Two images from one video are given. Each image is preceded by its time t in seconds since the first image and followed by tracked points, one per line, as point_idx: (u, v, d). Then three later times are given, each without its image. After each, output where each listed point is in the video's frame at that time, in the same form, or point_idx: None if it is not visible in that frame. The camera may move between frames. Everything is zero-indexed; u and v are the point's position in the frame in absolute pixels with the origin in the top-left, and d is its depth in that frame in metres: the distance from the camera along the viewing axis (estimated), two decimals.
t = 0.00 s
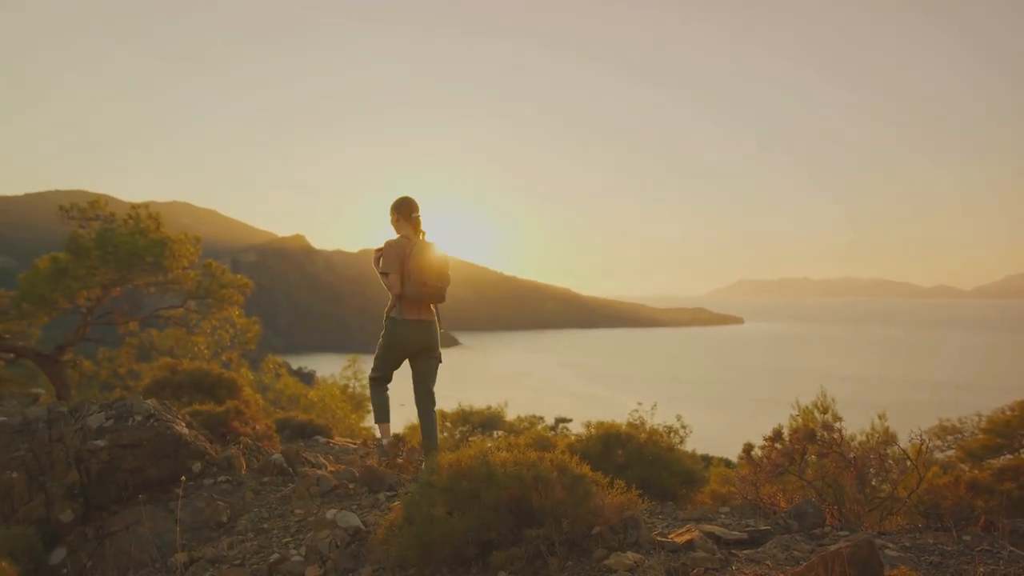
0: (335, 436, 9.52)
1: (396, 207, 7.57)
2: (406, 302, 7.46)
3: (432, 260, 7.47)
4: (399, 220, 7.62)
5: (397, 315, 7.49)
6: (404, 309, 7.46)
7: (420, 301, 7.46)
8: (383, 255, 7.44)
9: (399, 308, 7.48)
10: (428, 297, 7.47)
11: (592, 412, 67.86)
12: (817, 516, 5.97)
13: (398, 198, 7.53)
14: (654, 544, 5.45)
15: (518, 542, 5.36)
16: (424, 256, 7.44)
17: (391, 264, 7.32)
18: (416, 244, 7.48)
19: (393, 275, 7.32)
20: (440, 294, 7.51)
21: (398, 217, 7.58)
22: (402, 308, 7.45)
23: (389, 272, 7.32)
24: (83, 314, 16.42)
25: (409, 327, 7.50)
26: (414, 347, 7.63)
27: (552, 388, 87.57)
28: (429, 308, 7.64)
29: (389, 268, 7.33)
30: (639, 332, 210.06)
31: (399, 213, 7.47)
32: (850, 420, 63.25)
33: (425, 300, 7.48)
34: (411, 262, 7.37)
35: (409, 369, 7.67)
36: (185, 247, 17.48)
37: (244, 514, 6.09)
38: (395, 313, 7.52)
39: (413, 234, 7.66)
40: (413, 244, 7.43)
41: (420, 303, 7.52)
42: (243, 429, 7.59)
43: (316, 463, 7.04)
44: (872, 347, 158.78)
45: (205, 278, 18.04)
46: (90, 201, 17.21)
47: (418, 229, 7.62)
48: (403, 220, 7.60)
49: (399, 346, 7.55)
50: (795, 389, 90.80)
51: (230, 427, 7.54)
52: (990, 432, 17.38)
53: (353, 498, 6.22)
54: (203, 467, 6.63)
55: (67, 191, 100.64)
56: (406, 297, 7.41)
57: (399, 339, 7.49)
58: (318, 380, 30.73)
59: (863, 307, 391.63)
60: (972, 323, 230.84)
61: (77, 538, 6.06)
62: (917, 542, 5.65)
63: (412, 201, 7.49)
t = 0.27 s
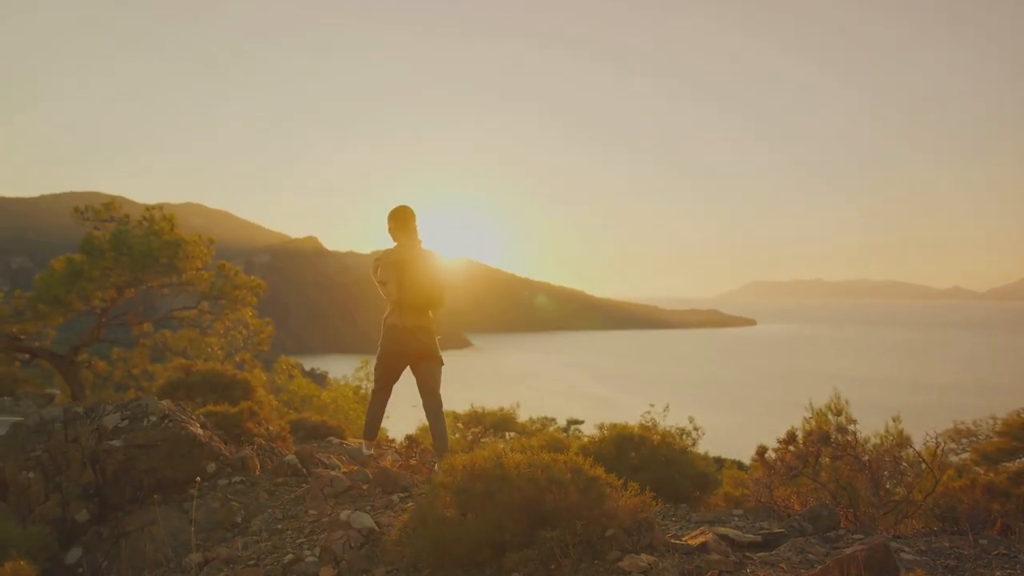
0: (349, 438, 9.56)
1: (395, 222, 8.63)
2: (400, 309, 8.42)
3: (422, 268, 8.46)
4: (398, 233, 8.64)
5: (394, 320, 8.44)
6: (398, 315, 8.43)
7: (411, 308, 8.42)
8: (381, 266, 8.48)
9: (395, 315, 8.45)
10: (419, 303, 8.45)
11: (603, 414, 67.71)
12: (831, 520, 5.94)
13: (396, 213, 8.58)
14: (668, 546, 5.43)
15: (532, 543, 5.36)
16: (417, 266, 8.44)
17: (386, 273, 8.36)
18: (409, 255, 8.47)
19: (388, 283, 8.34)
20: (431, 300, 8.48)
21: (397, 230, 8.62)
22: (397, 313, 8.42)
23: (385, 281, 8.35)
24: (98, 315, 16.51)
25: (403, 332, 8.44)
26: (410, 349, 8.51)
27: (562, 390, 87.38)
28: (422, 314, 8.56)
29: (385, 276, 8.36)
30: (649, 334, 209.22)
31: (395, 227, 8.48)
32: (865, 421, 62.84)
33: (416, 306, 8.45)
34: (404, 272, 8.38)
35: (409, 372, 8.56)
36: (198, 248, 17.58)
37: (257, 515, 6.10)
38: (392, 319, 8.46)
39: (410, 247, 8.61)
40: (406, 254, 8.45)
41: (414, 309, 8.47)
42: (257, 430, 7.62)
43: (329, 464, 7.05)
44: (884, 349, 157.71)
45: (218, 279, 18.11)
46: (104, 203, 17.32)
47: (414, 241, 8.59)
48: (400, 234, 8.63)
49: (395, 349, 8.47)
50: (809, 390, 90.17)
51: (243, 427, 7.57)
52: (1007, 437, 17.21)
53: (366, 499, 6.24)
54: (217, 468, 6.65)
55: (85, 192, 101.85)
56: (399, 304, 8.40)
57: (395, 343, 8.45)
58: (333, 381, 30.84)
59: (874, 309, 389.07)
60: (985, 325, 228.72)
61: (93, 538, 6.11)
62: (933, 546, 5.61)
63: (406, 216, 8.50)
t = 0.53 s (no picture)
0: (362, 438, 9.59)
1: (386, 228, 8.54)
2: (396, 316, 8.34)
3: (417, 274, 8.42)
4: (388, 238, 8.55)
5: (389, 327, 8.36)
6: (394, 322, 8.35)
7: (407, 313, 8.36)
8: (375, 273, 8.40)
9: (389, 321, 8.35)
10: (415, 308, 8.38)
11: (615, 415, 67.86)
12: (846, 522, 5.92)
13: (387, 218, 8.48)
14: (682, 547, 5.41)
15: (546, 543, 5.35)
16: (411, 272, 8.38)
17: (380, 279, 8.28)
18: (403, 260, 8.42)
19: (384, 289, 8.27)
20: (426, 305, 8.44)
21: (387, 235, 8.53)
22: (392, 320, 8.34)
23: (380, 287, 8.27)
24: (113, 315, 16.61)
25: (398, 339, 8.37)
26: (406, 353, 8.47)
27: (572, 390, 87.45)
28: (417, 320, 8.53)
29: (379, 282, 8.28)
30: (659, 335, 208.99)
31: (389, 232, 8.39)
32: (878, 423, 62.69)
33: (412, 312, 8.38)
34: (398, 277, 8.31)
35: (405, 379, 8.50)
36: (212, 248, 17.67)
37: (271, 515, 6.14)
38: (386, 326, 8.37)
39: (401, 252, 8.56)
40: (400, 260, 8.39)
41: (408, 315, 8.41)
42: (270, 430, 7.66)
43: (343, 465, 7.08)
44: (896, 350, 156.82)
45: (232, 279, 18.16)
46: (119, 204, 17.43)
47: (405, 247, 8.52)
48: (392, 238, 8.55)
49: (391, 356, 8.42)
50: (821, 391, 89.90)
51: (257, 427, 7.62)
52: None
53: (379, 500, 6.26)
54: (232, 468, 6.69)
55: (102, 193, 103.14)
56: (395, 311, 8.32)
57: (390, 351, 8.38)
58: (346, 381, 30.99)
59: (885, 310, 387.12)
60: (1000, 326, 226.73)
61: (109, 536, 6.15)
62: (948, 548, 5.59)
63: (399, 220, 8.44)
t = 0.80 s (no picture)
0: (371, 438, 9.60)
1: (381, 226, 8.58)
2: (392, 314, 8.47)
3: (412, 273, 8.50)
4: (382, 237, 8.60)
5: (384, 325, 8.48)
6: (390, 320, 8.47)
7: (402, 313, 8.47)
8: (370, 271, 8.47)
9: (385, 320, 8.48)
10: (409, 306, 8.49)
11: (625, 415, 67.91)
12: (858, 523, 5.90)
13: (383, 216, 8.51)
14: (695, 548, 5.40)
15: (557, 544, 5.33)
16: (406, 270, 8.45)
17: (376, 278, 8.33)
18: (399, 258, 8.47)
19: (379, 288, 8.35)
20: (421, 304, 8.54)
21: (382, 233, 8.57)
22: (387, 318, 8.46)
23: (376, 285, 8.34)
24: (124, 315, 16.67)
25: (393, 336, 8.49)
26: (399, 350, 8.59)
27: (581, 391, 87.34)
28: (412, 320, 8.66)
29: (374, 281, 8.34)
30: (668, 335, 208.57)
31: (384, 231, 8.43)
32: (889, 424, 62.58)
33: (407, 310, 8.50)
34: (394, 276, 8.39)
35: (398, 376, 8.64)
36: (222, 249, 17.72)
37: (283, 515, 6.15)
38: (381, 323, 8.50)
39: (396, 250, 8.60)
40: (395, 259, 8.45)
41: (404, 313, 8.52)
42: (282, 431, 7.68)
43: (354, 465, 7.08)
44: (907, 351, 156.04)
45: (243, 279, 18.20)
46: (130, 204, 17.49)
47: (399, 246, 8.58)
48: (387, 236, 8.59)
49: (385, 353, 8.54)
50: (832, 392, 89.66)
51: (268, 427, 7.64)
52: None
53: (390, 500, 6.27)
54: (244, 468, 6.72)
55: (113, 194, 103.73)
56: (391, 309, 8.43)
57: (385, 348, 8.50)
58: (356, 381, 31.09)
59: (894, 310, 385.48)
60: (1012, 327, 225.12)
61: (122, 535, 6.18)
62: (962, 551, 5.56)
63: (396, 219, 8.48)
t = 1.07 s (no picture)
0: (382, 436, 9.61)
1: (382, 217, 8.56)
2: (390, 306, 8.46)
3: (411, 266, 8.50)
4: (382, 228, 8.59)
5: (382, 319, 8.50)
6: (388, 313, 8.49)
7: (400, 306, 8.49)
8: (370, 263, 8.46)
9: (383, 312, 8.49)
10: (408, 299, 8.49)
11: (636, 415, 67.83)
12: (872, 524, 5.88)
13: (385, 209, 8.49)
14: (708, 549, 5.38)
15: (570, 544, 5.33)
16: (406, 263, 8.46)
17: (376, 269, 8.32)
18: (399, 252, 8.47)
19: (378, 280, 8.35)
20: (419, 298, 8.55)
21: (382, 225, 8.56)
22: (386, 310, 8.47)
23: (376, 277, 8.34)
24: (138, 314, 16.76)
25: (391, 329, 8.49)
26: (396, 343, 8.58)
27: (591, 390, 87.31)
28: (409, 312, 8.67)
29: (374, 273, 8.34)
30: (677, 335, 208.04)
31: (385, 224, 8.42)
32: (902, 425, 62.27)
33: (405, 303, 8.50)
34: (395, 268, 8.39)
35: (394, 369, 8.63)
36: (235, 248, 17.75)
37: (297, 513, 6.18)
38: (379, 316, 8.51)
39: (396, 245, 8.60)
40: (396, 251, 8.44)
41: (402, 305, 8.54)
42: (295, 429, 7.70)
43: (366, 463, 7.09)
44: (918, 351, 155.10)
45: (255, 279, 18.22)
46: (143, 204, 17.57)
47: (399, 239, 8.57)
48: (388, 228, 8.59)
49: (382, 346, 8.51)
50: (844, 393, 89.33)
51: (281, 425, 7.67)
52: None
53: (403, 499, 6.30)
54: (257, 466, 6.74)
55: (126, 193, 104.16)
56: (389, 302, 8.44)
57: (383, 341, 8.48)
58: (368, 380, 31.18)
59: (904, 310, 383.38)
60: None
61: (136, 533, 6.21)
62: (978, 553, 5.53)
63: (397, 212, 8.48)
